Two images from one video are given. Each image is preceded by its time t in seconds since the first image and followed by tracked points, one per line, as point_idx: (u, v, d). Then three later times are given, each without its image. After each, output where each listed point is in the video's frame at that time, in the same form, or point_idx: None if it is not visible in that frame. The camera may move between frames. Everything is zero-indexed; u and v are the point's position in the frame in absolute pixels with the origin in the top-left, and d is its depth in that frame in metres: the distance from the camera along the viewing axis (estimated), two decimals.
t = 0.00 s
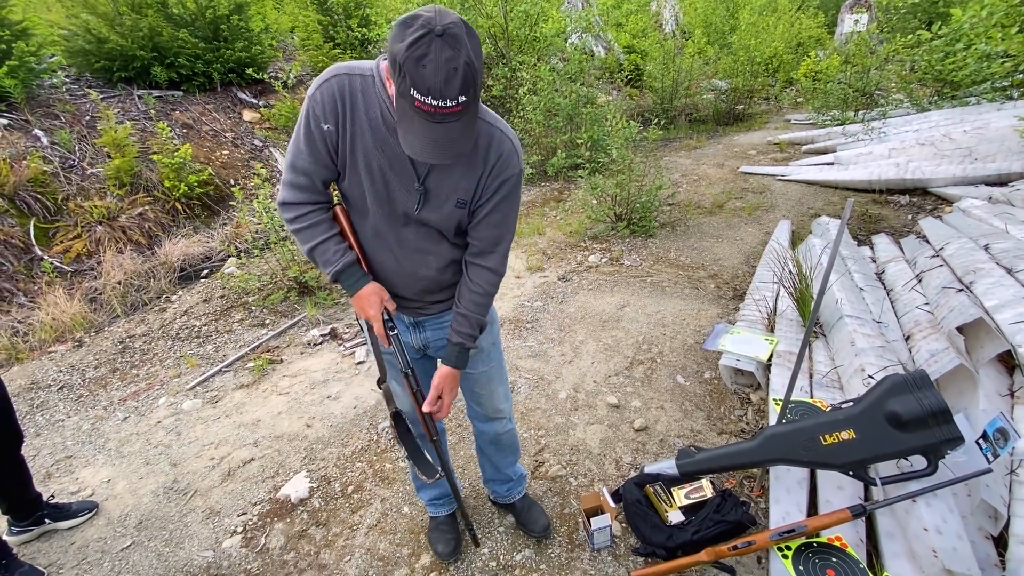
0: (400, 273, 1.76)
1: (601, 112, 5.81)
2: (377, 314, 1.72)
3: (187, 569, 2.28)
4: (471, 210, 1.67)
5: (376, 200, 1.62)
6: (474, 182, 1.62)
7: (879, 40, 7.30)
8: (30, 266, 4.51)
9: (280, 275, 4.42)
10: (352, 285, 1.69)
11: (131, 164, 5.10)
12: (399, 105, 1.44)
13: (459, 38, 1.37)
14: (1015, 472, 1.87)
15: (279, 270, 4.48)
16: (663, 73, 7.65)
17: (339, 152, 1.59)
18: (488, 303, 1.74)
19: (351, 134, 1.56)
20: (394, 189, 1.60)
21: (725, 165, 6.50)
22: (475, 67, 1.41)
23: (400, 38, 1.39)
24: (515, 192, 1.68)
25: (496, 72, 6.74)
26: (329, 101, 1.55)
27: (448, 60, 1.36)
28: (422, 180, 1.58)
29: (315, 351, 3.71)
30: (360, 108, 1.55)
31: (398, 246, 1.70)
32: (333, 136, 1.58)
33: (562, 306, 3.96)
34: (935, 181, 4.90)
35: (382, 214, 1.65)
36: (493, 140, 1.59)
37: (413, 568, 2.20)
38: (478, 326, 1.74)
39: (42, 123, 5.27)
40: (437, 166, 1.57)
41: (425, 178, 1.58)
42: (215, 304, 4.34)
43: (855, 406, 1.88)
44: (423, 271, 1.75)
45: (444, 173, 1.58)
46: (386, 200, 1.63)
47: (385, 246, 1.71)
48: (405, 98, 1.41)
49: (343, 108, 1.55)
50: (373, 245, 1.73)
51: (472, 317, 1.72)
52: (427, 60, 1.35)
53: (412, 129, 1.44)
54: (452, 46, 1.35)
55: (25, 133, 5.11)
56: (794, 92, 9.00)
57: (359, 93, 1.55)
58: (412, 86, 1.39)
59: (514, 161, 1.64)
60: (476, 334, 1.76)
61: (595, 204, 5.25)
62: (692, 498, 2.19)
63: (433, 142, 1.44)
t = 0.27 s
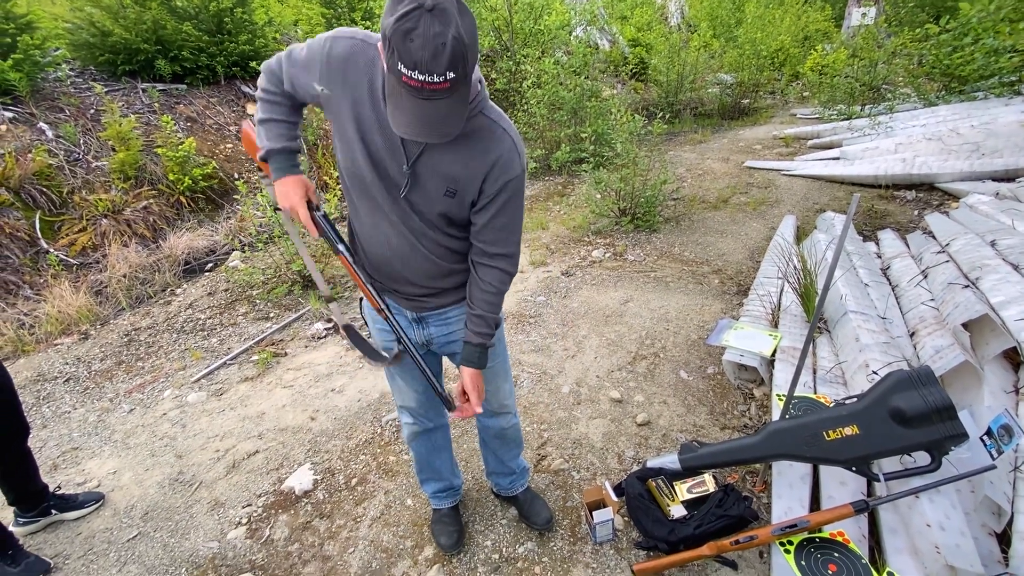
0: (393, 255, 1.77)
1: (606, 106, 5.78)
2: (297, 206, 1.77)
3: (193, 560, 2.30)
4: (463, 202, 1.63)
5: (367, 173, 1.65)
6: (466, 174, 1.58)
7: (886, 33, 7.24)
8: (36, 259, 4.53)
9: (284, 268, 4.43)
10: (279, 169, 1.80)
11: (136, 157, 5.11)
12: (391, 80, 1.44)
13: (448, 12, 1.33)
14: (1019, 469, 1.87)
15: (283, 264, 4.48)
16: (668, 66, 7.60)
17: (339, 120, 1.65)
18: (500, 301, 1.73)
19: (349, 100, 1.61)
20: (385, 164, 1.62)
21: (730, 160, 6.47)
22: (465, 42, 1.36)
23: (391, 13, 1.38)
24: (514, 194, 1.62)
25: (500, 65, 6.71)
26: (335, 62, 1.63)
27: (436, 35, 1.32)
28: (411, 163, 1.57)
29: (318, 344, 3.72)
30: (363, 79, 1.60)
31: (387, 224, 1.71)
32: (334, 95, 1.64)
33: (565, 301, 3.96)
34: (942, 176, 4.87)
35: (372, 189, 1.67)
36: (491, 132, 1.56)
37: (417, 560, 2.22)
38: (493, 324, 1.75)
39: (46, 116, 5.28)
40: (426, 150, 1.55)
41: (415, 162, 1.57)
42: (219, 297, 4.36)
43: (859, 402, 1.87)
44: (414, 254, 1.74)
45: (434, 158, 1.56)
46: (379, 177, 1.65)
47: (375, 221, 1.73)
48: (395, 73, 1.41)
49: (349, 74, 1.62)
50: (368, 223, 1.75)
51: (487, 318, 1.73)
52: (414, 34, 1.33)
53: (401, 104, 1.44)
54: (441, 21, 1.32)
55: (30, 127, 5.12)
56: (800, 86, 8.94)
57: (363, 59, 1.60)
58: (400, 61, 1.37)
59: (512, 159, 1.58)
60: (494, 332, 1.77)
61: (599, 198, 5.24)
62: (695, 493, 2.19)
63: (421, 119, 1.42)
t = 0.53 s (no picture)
0: (387, 243, 1.77)
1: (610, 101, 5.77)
2: (299, 158, 1.84)
3: (199, 551, 2.32)
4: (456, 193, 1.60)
5: (365, 152, 1.68)
6: (458, 163, 1.55)
7: (894, 28, 7.19)
8: (42, 253, 4.56)
9: (288, 263, 4.45)
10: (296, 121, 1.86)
11: (141, 152, 5.13)
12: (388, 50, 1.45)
13: None
14: None
15: (288, 258, 4.49)
16: (673, 61, 7.57)
17: (346, 101, 1.70)
18: (490, 300, 1.68)
19: (358, 82, 1.67)
20: (382, 144, 1.64)
21: (735, 156, 6.45)
22: (463, 17, 1.36)
23: None
24: (508, 193, 1.57)
25: (504, 60, 6.69)
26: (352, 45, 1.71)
27: (433, 4, 1.33)
28: (408, 146, 1.59)
29: (323, 339, 3.74)
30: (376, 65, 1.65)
31: (382, 208, 1.72)
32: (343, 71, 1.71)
33: (569, 296, 3.96)
34: (949, 173, 4.84)
35: (370, 170, 1.69)
36: (490, 126, 1.55)
37: (421, 553, 2.23)
38: (483, 325, 1.70)
39: (52, 111, 5.30)
40: (424, 134, 1.57)
41: (411, 145, 1.58)
42: (224, 292, 4.38)
43: (864, 398, 1.87)
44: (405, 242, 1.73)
45: (430, 144, 1.57)
46: (375, 158, 1.66)
47: (372, 205, 1.74)
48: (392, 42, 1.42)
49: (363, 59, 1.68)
50: (365, 205, 1.77)
51: (476, 317, 1.68)
52: (414, 4, 1.35)
53: (393, 73, 1.44)
54: None
55: (36, 121, 5.14)
56: (806, 82, 8.88)
57: (378, 47, 1.67)
58: (396, 28, 1.39)
59: (507, 156, 1.54)
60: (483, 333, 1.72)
61: (603, 194, 5.23)
62: (698, 488, 2.20)
63: (408, 87, 1.41)
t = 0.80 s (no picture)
0: (390, 240, 1.77)
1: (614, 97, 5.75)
2: (309, 172, 1.90)
3: (204, 544, 2.34)
4: (458, 185, 1.61)
5: (365, 149, 1.68)
6: (458, 153, 1.56)
7: (900, 24, 7.15)
8: (47, 249, 4.59)
9: (292, 259, 4.46)
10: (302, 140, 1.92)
11: (145, 148, 5.15)
12: None
13: None
14: None
15: (291, 255, 4.51)
16: (677, 58, 7.55)
17: (343, 100, 1.71)
18: (495, 291, 1.69)
19: (354, 81, 1.67)
20: (382, 140, 1.64)
21: (738, 153, 6.43)
22: None
23: None
24: (508, 182, 1.57)
25: (507, 56, 6.68)
26: (343, 48, 1.71)
27: None
28: (407, 140, 1.60)
29: (326, 335, 3.76)
30: (370, 61, 1.66)
31: (385, 205, 1.73)
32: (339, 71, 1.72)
33: (571, 293, 3.97)
34: (954, 170, 4.82)
35: (370, 166, 1.70)
36: (489, 115, 1.56)
37: (424, 547, 2.25)
38: (485, 317, 1.71)
39: (56, 107, 5.32)
40: (423, 127, 1.58)
41: (411, 138, 1.59)
42: (228, 288, 4.40)
43: (866, 396, 1.88)
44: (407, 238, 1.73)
45: (430, 136, 1.58)
46: (376, 154, 1.66)
47: (375, 203, 1.75)
48: None
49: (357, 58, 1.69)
50: (367, 203, 1.77)
51: (481, 309, 1.69)
52: None
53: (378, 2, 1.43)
54: None
55: (41, 117, 5.16)
56: (811, 78, 8.84)
57: (373, 45, 1.68)
58: None
59: (504, 145, 1.54)
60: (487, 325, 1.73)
61: (606, 191, 5.23)
62: (699, 484, 2.21)
63: (384, 8, 1.38)
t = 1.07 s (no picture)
0: (408, 244, 1.75)
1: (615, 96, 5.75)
2: (338, 227, 1.73)
3: (207, 539, 2.36)
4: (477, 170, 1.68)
5: (377, 157, 1.66)
6: (475, 139, 1.64)
7: (903, 23, 7.14)
8: (51, 246, 4.61)
9: (294, 257, 4.48)
10: (316, 200, 1.79)
11: (147, 146, 5.16)
12: None
13: None
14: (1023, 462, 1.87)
15: (293, 253, 4.52)
16: (679, 56, 7.53)
17: (341, 114, 1.66)
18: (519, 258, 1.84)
19: (351, 92, 1.64)
20: (392, 143, 1.64)
21: (740, 151, 6.43)
22: None
23: None
24: (521, 157, 1.70)
25: (509, 54, 6.68)
26: (323, 67, 1.64)
27: None
28: (422, 135, 1.63)
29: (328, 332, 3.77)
30: (362, 68, 1.63)
31: (402, 209, 1.71)
32: (331, 86, 1.65)
33: (572, 292, 3.98)
34: (956, 170, 4.82)
35: (383, 172, 1.68)
36: (492, 96, 1.64)
37: (425, 543, 2.26)
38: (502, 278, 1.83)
39: (59, 104, 5.34)
40: (436, 120, 1.62)
41: (424, 134, 1.63)
42: (230, 285, 4.42)
43: (865, 394, 1.89)
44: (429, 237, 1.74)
45: (444, 128, 1.63)
46: (388, 158, 1.66)
47: (390, 210, 1.72)
48: None
49: (343, 71, 1.63)
50: (381, 212, 1.73)
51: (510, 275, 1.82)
52: None
53: None
54: None
55: (44, 115, 5.18)
56: (813, 77, 8.83)
57: (358, 52, 1.63)
58: None
59: (513, 122, 1.65)
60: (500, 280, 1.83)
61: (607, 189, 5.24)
62: (699, 482, 2.22)
63: None
